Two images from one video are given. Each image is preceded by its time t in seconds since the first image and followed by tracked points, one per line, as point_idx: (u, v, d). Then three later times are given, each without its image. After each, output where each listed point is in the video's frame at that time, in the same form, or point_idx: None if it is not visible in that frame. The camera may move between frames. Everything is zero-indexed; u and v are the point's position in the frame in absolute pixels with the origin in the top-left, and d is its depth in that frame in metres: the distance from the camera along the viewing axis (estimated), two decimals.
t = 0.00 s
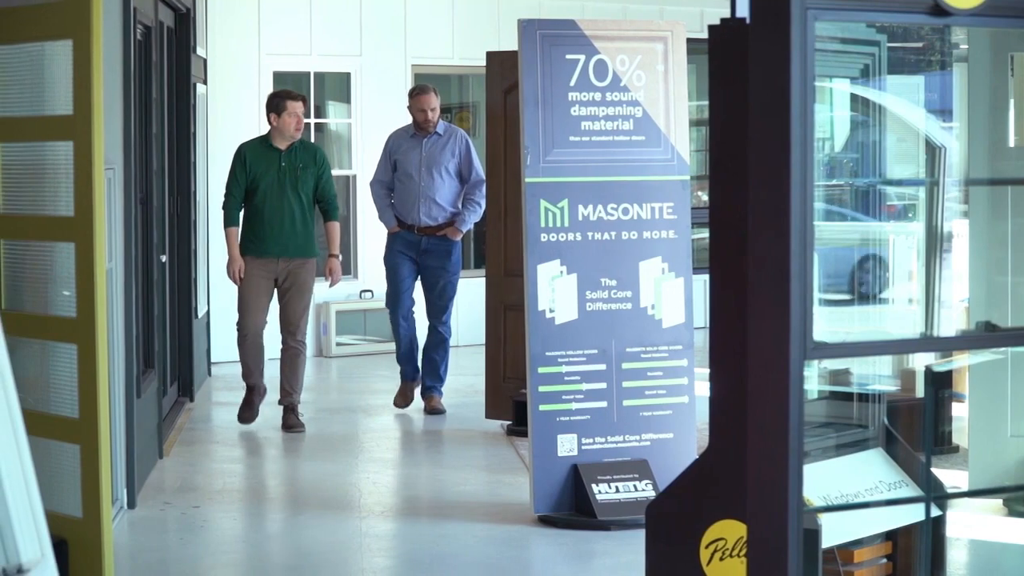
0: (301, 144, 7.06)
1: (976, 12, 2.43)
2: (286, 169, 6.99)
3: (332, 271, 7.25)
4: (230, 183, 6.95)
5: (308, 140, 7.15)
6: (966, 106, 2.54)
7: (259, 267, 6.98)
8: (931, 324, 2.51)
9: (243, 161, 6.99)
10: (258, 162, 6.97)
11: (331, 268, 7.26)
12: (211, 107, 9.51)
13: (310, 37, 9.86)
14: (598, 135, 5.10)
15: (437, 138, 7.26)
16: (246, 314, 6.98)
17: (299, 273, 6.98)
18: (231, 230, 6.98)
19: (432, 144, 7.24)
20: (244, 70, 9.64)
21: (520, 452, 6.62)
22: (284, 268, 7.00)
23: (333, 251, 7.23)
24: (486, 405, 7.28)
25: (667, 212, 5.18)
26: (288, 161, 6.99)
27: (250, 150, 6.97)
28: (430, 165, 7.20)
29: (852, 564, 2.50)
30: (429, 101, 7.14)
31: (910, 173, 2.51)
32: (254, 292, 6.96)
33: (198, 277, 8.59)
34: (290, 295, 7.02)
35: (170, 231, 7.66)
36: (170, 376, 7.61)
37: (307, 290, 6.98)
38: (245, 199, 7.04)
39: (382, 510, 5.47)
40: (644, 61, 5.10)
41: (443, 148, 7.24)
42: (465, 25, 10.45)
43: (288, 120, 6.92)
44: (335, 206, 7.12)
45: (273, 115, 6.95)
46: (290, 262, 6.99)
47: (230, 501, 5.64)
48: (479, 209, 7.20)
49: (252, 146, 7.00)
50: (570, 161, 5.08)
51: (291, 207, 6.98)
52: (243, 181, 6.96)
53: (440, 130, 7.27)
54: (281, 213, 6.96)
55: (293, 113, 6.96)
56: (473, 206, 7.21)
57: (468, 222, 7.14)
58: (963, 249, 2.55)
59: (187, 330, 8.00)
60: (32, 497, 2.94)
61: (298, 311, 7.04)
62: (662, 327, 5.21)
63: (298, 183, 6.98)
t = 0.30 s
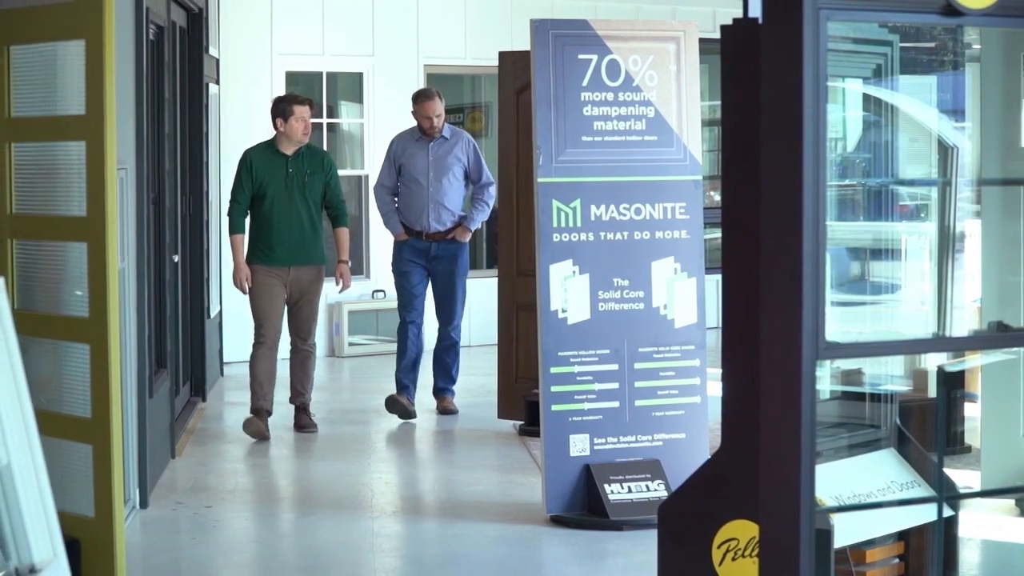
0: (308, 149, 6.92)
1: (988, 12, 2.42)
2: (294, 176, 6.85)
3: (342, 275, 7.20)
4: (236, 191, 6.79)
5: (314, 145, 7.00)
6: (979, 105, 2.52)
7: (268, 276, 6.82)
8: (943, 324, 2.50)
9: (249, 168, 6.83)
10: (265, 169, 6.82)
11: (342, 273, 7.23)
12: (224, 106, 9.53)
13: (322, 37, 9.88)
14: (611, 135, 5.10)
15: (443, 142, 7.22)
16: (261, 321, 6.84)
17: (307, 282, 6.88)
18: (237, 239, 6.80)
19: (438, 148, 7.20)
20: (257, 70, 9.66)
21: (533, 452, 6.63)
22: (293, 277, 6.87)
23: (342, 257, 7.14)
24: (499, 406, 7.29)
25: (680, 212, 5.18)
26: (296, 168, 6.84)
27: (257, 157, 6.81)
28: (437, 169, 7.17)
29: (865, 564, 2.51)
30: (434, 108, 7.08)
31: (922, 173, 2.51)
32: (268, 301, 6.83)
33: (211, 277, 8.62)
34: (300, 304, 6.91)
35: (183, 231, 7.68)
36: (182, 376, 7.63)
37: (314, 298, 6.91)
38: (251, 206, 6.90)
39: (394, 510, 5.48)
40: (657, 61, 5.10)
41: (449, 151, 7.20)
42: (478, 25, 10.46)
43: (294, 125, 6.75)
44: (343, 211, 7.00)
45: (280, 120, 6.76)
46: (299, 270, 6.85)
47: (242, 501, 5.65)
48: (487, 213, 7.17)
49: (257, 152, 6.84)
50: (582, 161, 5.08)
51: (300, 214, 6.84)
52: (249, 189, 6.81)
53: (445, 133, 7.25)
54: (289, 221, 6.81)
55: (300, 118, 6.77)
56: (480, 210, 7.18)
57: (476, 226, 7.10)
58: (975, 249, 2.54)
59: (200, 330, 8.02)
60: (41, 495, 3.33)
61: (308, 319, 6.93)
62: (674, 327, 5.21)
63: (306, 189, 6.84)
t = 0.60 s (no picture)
0: (303, 146, 6.70)
1: (1001, 12, 2.42)
2: (292, 175, 6.63)
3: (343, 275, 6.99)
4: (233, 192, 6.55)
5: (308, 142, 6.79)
6: (992, 105, 2.52)
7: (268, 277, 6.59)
8: (955, 324, 2.50)
9: (245, 166, 6.60)
10: (262, 168, 6.59)
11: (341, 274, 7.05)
12: (236, 106, 9.56)
13: (335, 37, 9.89)
14: (623, 135, 5.10)
15: (441, 140, 6.98)
16: (264, 323, 6.59)
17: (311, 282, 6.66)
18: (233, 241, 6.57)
19: (436, 145, 6.96)
20: (269, 70, 9.68)
21: (545, 452, 6.63)
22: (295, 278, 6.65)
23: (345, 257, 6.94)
24: (511, 406, 7.29)
25: (692, 212, 5.17)
26: (293, 166, 6.62)
27: (252, 155, 6.58)
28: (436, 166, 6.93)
29: (877, 564, 2.52)
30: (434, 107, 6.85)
31: (935, 173, 2.50)
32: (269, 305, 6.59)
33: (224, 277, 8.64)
34: (299, 303, 6.69)
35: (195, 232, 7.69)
36: (195, 376, 7.65)
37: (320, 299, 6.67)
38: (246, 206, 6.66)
39: (406, 510, 5.49)
40: (669, 61, 5.10)
41: (448, 148, 6.97)
42: (491, 26, 10.48)
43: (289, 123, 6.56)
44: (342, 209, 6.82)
45: (274, 118, 6.56)
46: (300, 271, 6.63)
47: (254, 501, 5.66)
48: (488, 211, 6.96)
49: (252, 151, 6.60)
50: (595, 161, 5.08)
51: (298, 213, 6.63)
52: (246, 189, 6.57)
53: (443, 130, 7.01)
54: (290, 221, 6.59)
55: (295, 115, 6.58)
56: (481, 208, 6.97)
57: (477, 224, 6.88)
58: (988, 250, 2.53)
59: (212, 330, 8.04)
60: (52, 494, 2.88)
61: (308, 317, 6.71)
62: (686, 327, 5.21)
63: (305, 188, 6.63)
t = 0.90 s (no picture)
0: (319, 147, 6.55)
1: (1016, 12, 2.41)
2: (304, 175, 6.47)
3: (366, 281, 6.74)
4: (242, 192, 6.43)
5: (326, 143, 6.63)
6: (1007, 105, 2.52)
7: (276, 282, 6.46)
8: (970, 324, 2.50)
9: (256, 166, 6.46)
10: (273, 169, 6.44)
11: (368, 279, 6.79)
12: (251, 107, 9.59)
13: (350, 38, 9.91)
14: (638, 135, 5.11)
15: (449, 143, 6.91)
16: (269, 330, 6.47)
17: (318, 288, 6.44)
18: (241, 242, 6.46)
19: (444, 148, 6.89)
20: (284, 70, 9.70)
21: (559, 452, 6.63)
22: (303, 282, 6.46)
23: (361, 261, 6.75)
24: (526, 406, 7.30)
25: (707, 212, 5.18)
26: (305, 166, 6.47)
27: (264, 155, 6.45)
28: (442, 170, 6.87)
29: (891, 564, 2.50)
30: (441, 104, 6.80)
31: (949, 173, 2.51)
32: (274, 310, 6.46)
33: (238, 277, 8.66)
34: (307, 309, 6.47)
35: (210, 232, 7.71)
36: (209, 376, 7.67)
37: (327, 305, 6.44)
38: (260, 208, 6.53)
39: (420, 510, 5.50)
40: (683, 61, 5.11)
41: (455, 152, 6.91)
42: (506, 26, 10.49)
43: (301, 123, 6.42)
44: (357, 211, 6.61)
45: (287, 118, 6.43)
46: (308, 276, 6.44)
47: (269, 502, 5.67)
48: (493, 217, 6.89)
49: (265, 150, 6.48)
50: (609, 161, 5.08)
51: (310, 216, 6.46)
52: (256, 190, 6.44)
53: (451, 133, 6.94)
54: (299, 223, 6.43)
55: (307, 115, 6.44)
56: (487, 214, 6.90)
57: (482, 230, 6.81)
58: (1003, 250, 2.53)
59: (227, 331, 8.06)
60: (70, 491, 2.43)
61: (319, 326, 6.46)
62: (701, 327, 5.21)
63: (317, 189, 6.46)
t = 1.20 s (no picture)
0: (340, 147, 6.45)
1: None
2: (325, 177, 6.38)
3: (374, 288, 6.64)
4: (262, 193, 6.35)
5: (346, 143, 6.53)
6: (1019, 105, 2.51)
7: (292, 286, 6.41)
8: (981, 324, 2.50)
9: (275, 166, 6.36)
10: (294, 170, 6.35)
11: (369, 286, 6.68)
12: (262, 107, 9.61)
13: (360, 37, 9.93)
14: (649, 135, 5.10)
15: (463, 146, 6.93)
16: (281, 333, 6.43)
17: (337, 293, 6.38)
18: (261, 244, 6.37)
19: (459, 151, 6.91)
20: (295, 69, 9.71)
21: (570, 452, 6.64)
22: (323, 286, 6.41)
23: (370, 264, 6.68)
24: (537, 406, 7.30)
25: (718, 212, 5.19)
26: (327, 168, 6.37)
27: (284, 155, 6.35)
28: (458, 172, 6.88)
29: (902, 564, 2.51)
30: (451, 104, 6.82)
31: (960, 173, 2.51)
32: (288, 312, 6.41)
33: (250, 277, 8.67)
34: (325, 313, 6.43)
35: (221, 232, 7.73)
36: (220, 377, 7.69)
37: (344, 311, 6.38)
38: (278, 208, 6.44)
39: (431, 510, 5.51)
40: (694, 62, 5.11)
41: (471, 155, 6.93)
42: (517, 25, 10.49)
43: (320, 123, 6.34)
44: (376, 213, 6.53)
45: (309, 119, 6.34)
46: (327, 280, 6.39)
47: (280, 501, 5.68)
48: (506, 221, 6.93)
49: (285, 151, 6.37)
50: (620, 161, 5.08)
51: (331, 219, 6.38)
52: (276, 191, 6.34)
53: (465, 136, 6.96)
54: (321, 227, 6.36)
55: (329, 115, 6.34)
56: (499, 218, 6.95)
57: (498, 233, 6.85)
58: (1014, 250, 2.52)
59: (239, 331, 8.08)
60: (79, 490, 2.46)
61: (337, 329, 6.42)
62: (712, 327, 5.22)
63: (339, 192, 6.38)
